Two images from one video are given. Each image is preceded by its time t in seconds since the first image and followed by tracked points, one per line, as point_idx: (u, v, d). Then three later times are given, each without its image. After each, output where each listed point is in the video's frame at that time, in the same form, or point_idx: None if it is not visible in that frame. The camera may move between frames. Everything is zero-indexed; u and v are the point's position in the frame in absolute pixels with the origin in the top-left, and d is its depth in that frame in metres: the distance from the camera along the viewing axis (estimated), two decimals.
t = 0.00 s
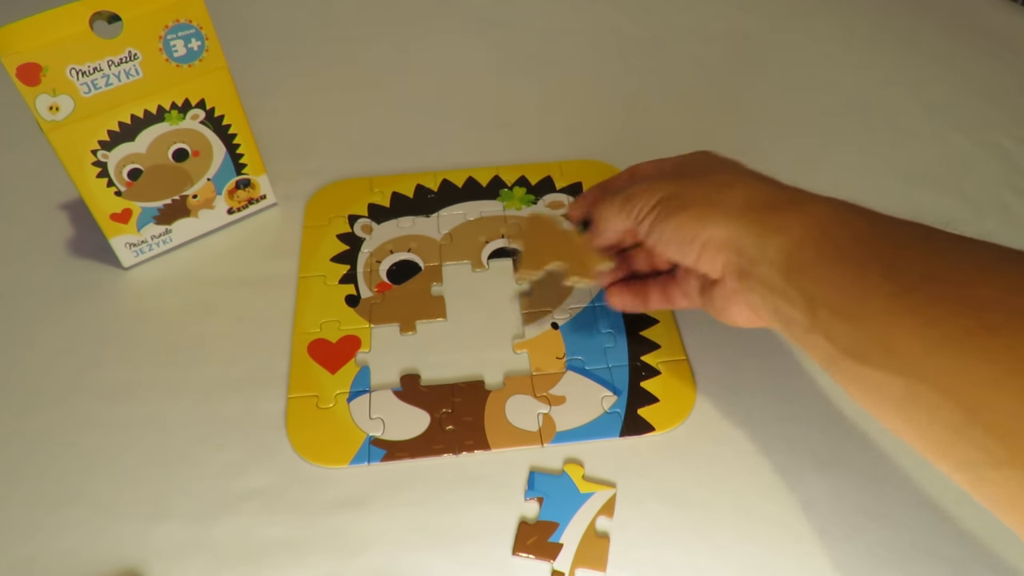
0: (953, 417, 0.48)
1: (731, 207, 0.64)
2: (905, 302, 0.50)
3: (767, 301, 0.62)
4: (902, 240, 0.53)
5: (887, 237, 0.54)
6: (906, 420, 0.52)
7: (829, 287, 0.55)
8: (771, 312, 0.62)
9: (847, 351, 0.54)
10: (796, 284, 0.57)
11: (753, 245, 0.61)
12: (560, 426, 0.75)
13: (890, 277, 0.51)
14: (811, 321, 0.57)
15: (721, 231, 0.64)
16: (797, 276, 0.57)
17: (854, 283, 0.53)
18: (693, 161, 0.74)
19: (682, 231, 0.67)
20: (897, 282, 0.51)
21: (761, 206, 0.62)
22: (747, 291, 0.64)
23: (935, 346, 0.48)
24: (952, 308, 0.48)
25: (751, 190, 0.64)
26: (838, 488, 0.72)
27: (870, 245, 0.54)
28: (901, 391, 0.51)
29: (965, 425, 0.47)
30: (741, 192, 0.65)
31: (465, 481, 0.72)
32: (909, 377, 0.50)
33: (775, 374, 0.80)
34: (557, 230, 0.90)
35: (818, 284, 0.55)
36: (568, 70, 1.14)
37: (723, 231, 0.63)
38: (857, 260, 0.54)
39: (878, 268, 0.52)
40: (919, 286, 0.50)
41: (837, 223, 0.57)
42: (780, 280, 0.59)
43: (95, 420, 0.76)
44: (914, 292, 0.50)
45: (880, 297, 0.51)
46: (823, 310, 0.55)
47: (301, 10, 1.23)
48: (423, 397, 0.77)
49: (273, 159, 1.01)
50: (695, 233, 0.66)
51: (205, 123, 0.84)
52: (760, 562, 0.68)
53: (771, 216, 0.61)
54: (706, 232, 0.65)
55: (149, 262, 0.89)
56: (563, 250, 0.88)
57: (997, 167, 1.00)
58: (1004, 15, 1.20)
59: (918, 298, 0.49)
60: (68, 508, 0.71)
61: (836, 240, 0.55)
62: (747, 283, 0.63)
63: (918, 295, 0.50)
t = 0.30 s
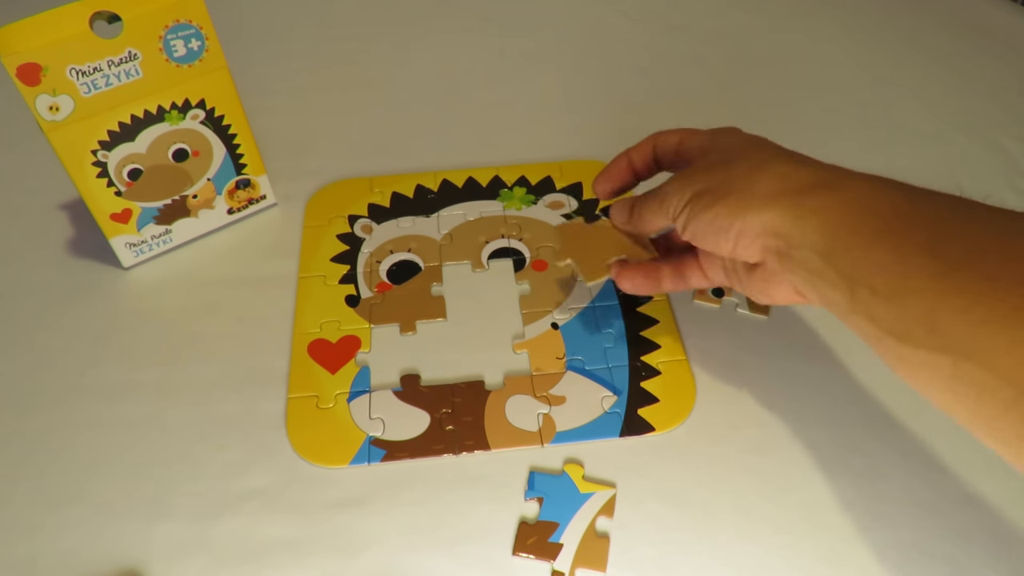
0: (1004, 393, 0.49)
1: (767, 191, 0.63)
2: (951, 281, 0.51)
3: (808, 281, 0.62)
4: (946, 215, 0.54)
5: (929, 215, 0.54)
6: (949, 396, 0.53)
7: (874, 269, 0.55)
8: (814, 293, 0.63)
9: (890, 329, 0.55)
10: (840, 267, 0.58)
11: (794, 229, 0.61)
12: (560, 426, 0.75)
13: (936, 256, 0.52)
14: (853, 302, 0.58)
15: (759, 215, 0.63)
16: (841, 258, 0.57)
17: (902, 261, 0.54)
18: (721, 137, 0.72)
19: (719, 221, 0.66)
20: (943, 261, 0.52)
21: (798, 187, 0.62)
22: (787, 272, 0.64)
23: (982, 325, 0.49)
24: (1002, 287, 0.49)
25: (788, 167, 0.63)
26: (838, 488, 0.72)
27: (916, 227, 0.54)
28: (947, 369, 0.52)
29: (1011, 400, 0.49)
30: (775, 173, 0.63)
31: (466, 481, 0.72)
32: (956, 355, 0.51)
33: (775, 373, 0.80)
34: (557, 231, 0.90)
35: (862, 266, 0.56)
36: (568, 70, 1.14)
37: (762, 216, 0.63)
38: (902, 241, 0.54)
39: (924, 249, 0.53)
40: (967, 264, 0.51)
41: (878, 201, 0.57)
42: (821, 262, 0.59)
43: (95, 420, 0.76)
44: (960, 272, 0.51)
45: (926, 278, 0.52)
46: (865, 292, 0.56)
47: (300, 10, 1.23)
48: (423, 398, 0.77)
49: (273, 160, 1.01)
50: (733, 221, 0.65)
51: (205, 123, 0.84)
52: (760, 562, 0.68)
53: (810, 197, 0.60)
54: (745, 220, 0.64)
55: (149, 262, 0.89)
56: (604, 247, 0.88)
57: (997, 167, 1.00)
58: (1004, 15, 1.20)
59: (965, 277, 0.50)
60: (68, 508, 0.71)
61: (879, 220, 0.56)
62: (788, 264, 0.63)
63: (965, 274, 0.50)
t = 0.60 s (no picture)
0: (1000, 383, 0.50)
1: (746, 193, 0.61)
2: (942, 272, 0.51)
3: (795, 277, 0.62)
4: (927, 206, 0.54)
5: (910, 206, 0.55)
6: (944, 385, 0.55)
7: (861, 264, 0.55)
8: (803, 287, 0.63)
9: (882, 323, 0.56)
10: (827, 264, 0.57)
11: (776, 232, 0.60)
12: (560, 426, 0.75)
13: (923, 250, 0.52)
14: (844, 298, 0.58)
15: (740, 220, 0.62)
16: (828, 255, 0.57)
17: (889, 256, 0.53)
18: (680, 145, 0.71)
19: (701, 232, 0.64)
20: (929, 254, 0.52)
21: (776, 186, 0.60)
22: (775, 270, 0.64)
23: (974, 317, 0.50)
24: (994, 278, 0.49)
25: (761, 165, 0.62)
26: (838, 488, 0.72)
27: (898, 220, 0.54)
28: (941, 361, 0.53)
29: (1009, 388, 0.50)
30: (750, 173, 0.62)
31: (466, 481, 0.72)
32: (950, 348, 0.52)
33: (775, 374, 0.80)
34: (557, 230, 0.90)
35: (849, 263, 0.55)
36: (568, 70, 1.14)
37: (744, 219, 0.61)
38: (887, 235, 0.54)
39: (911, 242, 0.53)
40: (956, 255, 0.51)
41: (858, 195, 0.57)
42: (808, 260, 0.59)
43: (95, 420, 0.76)
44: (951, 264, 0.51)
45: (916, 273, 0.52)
46: (854, 287, 0.56)
47: (301, 11, 1.23)
48: (423, 398, 0.77)
49: (273, 160, 1.01)
50: (714, 230, 0.63)
51: (205, 123, 0.84)
52: (759, 562, 0.68)
53: (788, 197, 0.59)
54: (726, 227, 0.62)
55: (150, 261, 0.89)
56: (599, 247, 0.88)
57: (997, 167, 1.00)
58: (1004, 15, 1.20)
59: (953, 268, 0.51)
60: (68, 508, 0.70)
61: (862, 215, 0.55)
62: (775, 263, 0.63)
63: (956, 265, 0.51)
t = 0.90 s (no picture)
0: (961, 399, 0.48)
1: (704, 207, 0.61)
2: (896, 286, 0.49)
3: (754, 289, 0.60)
4: (886, 217, 0.53)
5: (866, 217, 0.53)
6: (909, 400, 0.52)
7: (817, 277, 0.53)
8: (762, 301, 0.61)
9: (842, 337, 0.54)
10: (784, 276, 0.56)
11: (733, 244, 0.59)
12: (560, 426, 0.75)
13: (878, 262, 0.51)
14: (803, 311, 0.56)
15: (698, 234, 0.61)
16: (785, 268, 0.55)
17: (843, 269, 0.52)
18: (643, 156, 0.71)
19: (661, 247, 0.64)
20: (883, 267, 0.50)
21: (732, 199, 0.60)
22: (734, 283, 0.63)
23: (929, 331, 0.48)
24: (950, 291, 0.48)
25: (719, 178, 0.62)
26: (838, 488, 0.72)
27: (855, 233, 0.53)
28: (901, 374, 0.51)
29: (967, 403, 0.48)
30: (707, 187, 0.61)
31: (465, 481, 0.72)
32: (910, 363, 0.50)
33: (775, 374, 0.80)
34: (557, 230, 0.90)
35: (805, 278, 0.54)
36: (568, 70, 1.14)
37: (702, 231, 0.61)
38: (842, 248, 0.52)
39: (865, 255, 0.51)
40: (910, 267, 0.49)
41: (816, 207, 0.55)
42: (766, 272, 0.58)
43: (96, 421, 0.76)
44: (905, 277, 0.49)
45: (871, 287, 0.50)
46: (812, 301, 0.55)
47: (301, 10, 1.23)
48: (423, 398, 0.77)
49: (273, 160, 1.01)
50: (673, 244, 0.63)
51: (205, 123, 0.84)
52: (760, 562, 0.68)
53: (744, 208, 0.58)
54: (685, 240, 0.62)
55: (150, 261, 0.89)
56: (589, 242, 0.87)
57: (997, 167, 1.00)
58: (1004, 15, 1.20)
59: (907, 283, 0.49)
60: (68, 508, 0.70)
61: (817, 227, 0.54)
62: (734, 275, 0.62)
63: (911, 278, 0.49)
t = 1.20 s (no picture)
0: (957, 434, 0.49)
1: (709, 222, 0.61)
2: (900, 317, 0.50)
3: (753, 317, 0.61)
4: (892, 250, 0.53)
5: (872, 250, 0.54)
6: (903, 433, 0.53)
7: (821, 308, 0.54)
8: (758, 328, 0.62)
9: (840, 366, 0.55)
10: (786, 303, 0.57)
11: (735, 262, 0.60)
12: (560, 426, 0.75)
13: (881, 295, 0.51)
14: (801, 339, 0.57)
15: (700, 246, 0.62)
16: (788, 292, 0.56)
17: (847, 300, 0.53)
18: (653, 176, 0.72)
19: (661, 253, 0.65)
20: (888, 297, 0.51)
21: (738, 219, 0.61)
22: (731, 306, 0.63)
23: (929, 366, 0.49)
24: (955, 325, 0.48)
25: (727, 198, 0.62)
26: (838, 487, 0.72)
27: (861, 265, 0.53)
28: (898, 408, 0.52)
29: (966, 438, 0.49)
30: (716, 204, 0.62)
31: (465, 481, 0.72)
32: (908, 397, 0.51)
33: (774, 374, 0.80)
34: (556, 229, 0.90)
35: (808, 306, 0.55)
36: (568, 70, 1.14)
37: (705, 245, 0.62)
38: (849, 278, 0.53)
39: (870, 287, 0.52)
40: (917, 299, 0.50)
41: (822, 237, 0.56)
42: (768, 296, 0.58)
43: (96, 421, 0.76)
44: (910, 310, 0.50)
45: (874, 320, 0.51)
46: (813, 329, 0.55)
47: (301, 10, 1.23)
48: (423, 397, 0.77)
49: (273, 160, 1.01)
50: (674, 252, 0.64)
51: (205, 123, 0.84)
52: (760, 562, 0.68)
53: (751, 233, 0.59)
54: (687, 250, 0.63)
55: (150, 261, 0.89)
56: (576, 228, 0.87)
57: (996, 167, 1.00)
58: (1004, 15, 1.20)
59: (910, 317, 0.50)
60: (69, 508, 0.71)
61: (823, 259, 0.55)
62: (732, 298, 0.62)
63: (918, 308, 0.50)
